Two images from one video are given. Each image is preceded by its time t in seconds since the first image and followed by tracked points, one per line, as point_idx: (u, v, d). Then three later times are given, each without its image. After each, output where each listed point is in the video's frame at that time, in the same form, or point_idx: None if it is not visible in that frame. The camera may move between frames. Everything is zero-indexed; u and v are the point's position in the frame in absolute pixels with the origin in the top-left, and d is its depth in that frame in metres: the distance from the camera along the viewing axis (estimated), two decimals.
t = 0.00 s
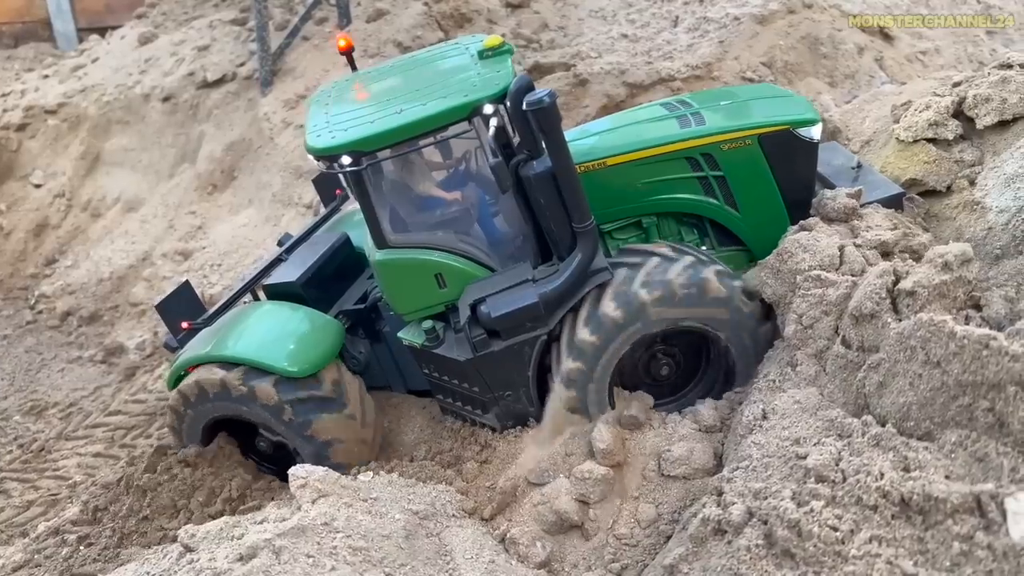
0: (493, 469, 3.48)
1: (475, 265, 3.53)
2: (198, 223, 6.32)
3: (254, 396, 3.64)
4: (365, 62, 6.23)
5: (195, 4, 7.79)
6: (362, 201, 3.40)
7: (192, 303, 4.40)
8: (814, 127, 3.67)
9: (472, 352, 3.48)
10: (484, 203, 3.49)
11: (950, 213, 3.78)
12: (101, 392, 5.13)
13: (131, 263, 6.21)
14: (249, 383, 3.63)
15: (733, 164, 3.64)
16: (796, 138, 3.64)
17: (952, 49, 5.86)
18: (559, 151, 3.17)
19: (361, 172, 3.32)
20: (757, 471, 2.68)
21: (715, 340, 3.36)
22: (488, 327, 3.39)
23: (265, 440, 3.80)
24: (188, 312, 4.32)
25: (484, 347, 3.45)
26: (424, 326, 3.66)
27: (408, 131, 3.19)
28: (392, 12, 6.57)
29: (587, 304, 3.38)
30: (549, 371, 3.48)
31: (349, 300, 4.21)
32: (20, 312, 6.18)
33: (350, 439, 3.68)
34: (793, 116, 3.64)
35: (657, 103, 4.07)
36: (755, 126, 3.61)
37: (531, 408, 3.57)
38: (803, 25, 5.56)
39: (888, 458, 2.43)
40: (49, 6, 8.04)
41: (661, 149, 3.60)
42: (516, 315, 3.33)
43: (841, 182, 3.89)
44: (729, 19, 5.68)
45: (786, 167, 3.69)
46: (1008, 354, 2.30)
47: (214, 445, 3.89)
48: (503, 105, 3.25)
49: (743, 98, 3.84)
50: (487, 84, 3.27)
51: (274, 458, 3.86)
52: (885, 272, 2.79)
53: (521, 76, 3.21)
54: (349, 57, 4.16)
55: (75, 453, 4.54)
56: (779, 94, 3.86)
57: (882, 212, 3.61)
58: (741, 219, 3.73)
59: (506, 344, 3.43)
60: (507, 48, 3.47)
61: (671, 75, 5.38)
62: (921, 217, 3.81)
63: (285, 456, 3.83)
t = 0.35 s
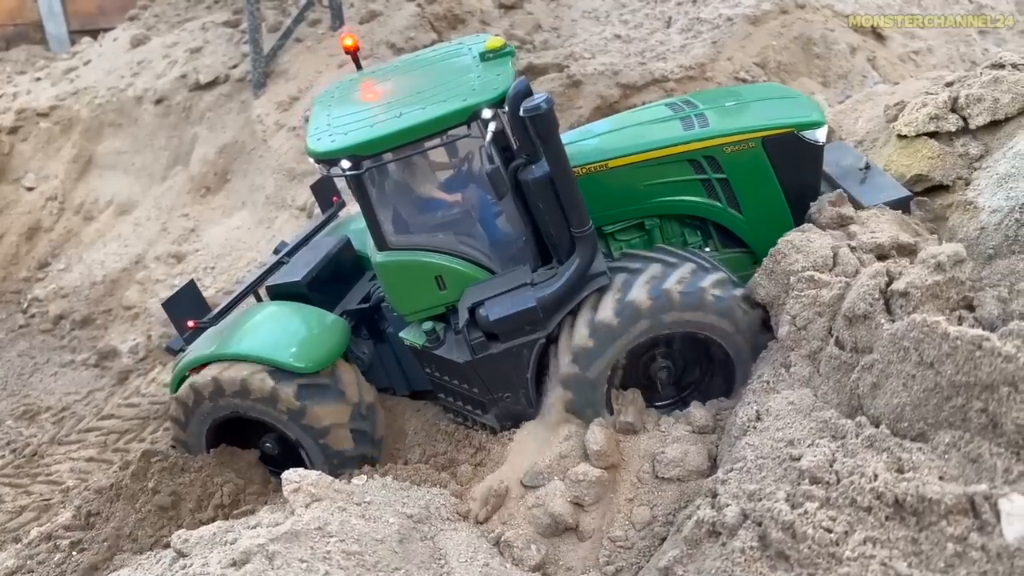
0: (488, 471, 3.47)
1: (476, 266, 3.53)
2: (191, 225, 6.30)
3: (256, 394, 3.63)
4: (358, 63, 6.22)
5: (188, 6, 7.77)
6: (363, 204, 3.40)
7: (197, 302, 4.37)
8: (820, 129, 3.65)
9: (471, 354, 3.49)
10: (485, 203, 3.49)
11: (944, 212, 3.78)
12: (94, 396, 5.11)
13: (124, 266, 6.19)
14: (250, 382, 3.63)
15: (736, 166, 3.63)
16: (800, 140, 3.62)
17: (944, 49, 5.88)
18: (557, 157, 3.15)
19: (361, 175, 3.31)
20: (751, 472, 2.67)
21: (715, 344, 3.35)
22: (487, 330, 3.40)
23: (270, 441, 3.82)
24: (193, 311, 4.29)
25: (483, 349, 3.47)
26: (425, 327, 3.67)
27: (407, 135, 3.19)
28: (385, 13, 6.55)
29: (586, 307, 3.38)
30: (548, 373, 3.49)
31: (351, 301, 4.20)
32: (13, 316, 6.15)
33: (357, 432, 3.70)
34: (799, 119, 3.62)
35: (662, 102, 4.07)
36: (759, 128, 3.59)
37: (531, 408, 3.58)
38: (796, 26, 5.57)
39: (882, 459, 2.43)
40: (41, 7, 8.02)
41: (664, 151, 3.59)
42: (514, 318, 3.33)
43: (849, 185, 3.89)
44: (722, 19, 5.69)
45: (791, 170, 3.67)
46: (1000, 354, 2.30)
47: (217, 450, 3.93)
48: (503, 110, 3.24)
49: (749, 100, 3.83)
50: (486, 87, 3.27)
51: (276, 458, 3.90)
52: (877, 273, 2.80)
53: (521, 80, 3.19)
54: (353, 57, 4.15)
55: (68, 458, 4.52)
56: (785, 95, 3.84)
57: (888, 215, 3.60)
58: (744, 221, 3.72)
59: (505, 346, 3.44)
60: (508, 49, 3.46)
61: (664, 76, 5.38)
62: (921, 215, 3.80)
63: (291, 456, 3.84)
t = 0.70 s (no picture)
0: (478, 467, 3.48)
1: (473, 263, 3.54)
2: (184, 225, 6.31)
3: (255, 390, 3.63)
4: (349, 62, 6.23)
5: (180, 6, 7.77)
6: (360, 202, 3.41)
7: (195, 300, 4.38)
8: (816, 122, 3.64)
9: (468, 351, 3.50)
10: (481, 200, 3.49)
11: (932, 204, 3.79)
12: (87, 396, 5.11)
13: (116, 267, 6.19)
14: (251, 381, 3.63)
15: (732, 159, 3.64)
16: (796, 134, 3.62)
17: (934, 44, 5.90)
18: (551, 153, 3.16)
19: (357, 172, 3.32)
20: (737, 463, 2.69)
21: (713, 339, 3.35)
22: (484, 327, 3.40)
23: (271, 440, 3.82)
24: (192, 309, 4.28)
25: (481, 345, 3.48)
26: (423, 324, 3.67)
27: (403, 133, 3.20)
28: (376, 12, 6.56)
29: (582, 304, 3.39)
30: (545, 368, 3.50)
31: (349, 297, 4.21)
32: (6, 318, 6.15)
33: (360, 433, 3.70)
34: (794, 112, 3.61)
35: (660, 97, 4.08)
36: (754, 122, 3.59)
37: (528, 404, 3.59)
38: (785, 22, 5.58)
39: (866, 449, 2.45)
40: (34, 8, 8.02)
41: (660, 145, 3.60)
42: (511, 314, 3.34)
43: (846, 177, 3.90)
44: (712, 16, 5.71)
45: (788, 163, 3.67)
46: (981, 343, 2.31)
47: (218, 451, 3.89)
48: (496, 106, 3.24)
49: (746, 92, 3.83)
50: (481, 84, 3.27)
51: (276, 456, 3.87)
52: (861, 264, 2.82)
53: (514, 77, 3.19)
54: (350, 53, 4.14)
55: (60, 457, 4.53)
56: (782, 88, 3.84)
57: (882, 206, 3.61)
58: (741, 214, 3.74)
59: (502, 343, 3.45)
60: (503, 45, 3.46)
61: (655, 72, 5.40)
62: (916, 205, 3.78)
63: (292, 455, 3.84)
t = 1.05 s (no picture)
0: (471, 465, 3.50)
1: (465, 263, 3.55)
2: (180, 226, 6.32)
3: (244, 388, 3.65)
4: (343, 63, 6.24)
5: (175, 9, 7.79)
6: (350, 202, 3.41)
7: (191, 301, 4.38)
8: (807, 122, 3.63)
9: (458, 349, 3.51)
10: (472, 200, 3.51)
11: (922, 199, 3.80)
12: (83, 397, 5.13)
13: (113, 269, 6.21)
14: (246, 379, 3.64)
15: (722, 159, 3.64)
16: (787, 134, 3.60)
17: (926, 40, 5.91)
18: (539, 156, 3.17)
19: (348, 173, 3.33)
20: (726, 458, 2.70)
21: (701, 341, 3.39)
22: (473, 326, 3.42)
23: (269, 440, 3.85)
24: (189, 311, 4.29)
25: (470, 344, 3.49)
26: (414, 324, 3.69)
27: (393, 134, 3.21)
28: (370, 13, 6.58)
29: (574, 301, 3.40)
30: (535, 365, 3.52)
31: (343, 297, 4.22)
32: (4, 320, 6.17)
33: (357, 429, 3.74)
34: (785, 112, 3.59)
35: (655, 95, 4.09)
36: (743, 122, 3.57)
37: (518, 401, 3.61)
38: (777, 19, 5.60)
39: (853, 442, 2.46)
40: (30, 11, 8.04)
41: (649, 145, 3.61)
42: (500, 313, 3.36)
43: (839, 178, 3.91)
44: (705, 14, 5.73)
45: (779, 164, 3.66)
46: (966, 335, 2.32)
47: (216, 452, 3.91)
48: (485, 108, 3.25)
49: (739, 91, 3.81)
50: (470, 85, 3.28)
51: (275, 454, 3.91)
52: (849, 258, 2.83)
53: (502, 79, 3.21)
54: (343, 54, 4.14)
55: (57, 458, 4.55)
56: (775, 87, 3.82)
57: (874, 204, 3.63)
58: (731, 214, 3.74)
59: (492, 341, 3.46)
60: (493, 46, 3.47)
61: (647, 70, 5.41)
62: (906, 201, 3.80)
63: (290, 453, 3.88)
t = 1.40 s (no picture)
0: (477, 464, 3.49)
1: (465, 260, 3.55)
2: (187, 227, 6.34)
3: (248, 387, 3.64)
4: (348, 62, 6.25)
5: (181, 10, 7.81)
6: (349, 199, 3.41)
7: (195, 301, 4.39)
8: (813, 126, 3.60)
9: (454, 348, 3.51)
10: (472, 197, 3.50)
11: (929, 197, 3.79)
12: (91, 397, 5.15)
13: (120, 269, 6.22)
14: (250, 378, 3.63)
15: (726, 162, 3.62)
16: (791, 137, 3.58)
17: (934, 36, 5.88)
18: (535, 157, 3.15)
19: (348, 170, 3.33)
20: (733, 456, 2.69)
21: (697, 344, 3.37)
22: (469, 325, 3.41)
23: (275, 439, 3.84)
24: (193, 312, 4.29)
25: (466, 343, 3.49)
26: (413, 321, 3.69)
27: (391, 134, 3.20)
28: (375, 12, 6.58)
29: (564, 306, 3.38)
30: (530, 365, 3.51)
31: (346, 295, 4.22)
32: (12, 320, 6.19)
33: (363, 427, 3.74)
34: (789, 115, 3.57)
35: (660, 94, 4.08)
36: (747, 125, 3.56)
37: (514, 401, 3.61)
38: (783, 16, 5.57)
39: (860, 440, 2.45)
40: (37, 12, 8.07)
41: (652, 147, 3.60)
42: (497, 312, 3.35)
43: (849, 182, 3.88)
44: (710, 11, 5.71)
45: (783, 167, 3.64)
46: (973, 331, 2.30)
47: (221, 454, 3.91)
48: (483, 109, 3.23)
49: (743, 94, 3.80)
50: (470, 85, 3.26)
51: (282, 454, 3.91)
52: (855, 255, 2.81)
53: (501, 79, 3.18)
54: (350, 48, 4.13)
55: (64, 458, 4.56)
56: (781, 90, 3.80)
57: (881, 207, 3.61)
58: (734, 217, 3.74)
59: (488, 341, 3.45)
60: (496, 45, 3.45)
61: (653, 68, 5.39)
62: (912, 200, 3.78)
63: (296, 451, 3.87)
